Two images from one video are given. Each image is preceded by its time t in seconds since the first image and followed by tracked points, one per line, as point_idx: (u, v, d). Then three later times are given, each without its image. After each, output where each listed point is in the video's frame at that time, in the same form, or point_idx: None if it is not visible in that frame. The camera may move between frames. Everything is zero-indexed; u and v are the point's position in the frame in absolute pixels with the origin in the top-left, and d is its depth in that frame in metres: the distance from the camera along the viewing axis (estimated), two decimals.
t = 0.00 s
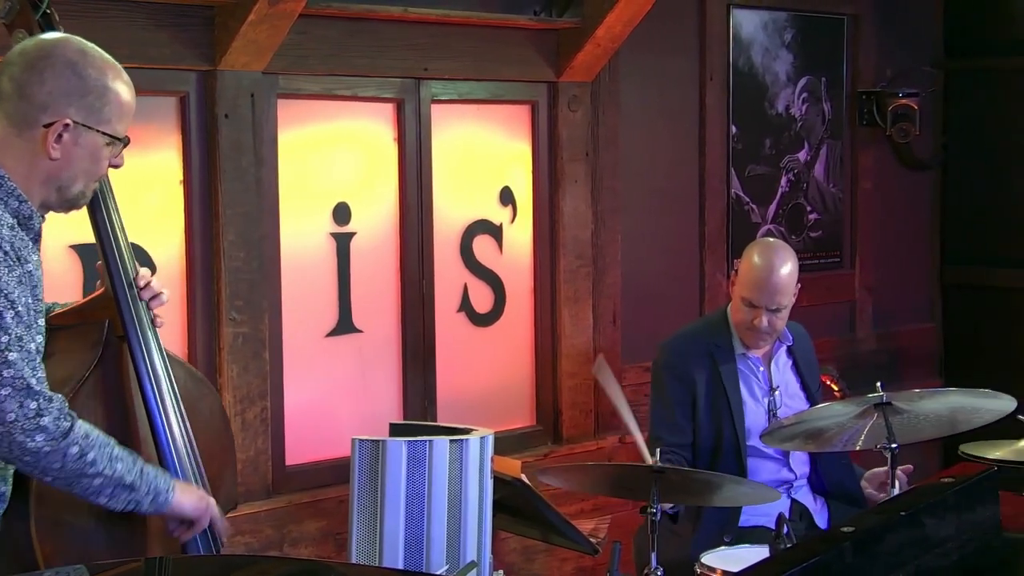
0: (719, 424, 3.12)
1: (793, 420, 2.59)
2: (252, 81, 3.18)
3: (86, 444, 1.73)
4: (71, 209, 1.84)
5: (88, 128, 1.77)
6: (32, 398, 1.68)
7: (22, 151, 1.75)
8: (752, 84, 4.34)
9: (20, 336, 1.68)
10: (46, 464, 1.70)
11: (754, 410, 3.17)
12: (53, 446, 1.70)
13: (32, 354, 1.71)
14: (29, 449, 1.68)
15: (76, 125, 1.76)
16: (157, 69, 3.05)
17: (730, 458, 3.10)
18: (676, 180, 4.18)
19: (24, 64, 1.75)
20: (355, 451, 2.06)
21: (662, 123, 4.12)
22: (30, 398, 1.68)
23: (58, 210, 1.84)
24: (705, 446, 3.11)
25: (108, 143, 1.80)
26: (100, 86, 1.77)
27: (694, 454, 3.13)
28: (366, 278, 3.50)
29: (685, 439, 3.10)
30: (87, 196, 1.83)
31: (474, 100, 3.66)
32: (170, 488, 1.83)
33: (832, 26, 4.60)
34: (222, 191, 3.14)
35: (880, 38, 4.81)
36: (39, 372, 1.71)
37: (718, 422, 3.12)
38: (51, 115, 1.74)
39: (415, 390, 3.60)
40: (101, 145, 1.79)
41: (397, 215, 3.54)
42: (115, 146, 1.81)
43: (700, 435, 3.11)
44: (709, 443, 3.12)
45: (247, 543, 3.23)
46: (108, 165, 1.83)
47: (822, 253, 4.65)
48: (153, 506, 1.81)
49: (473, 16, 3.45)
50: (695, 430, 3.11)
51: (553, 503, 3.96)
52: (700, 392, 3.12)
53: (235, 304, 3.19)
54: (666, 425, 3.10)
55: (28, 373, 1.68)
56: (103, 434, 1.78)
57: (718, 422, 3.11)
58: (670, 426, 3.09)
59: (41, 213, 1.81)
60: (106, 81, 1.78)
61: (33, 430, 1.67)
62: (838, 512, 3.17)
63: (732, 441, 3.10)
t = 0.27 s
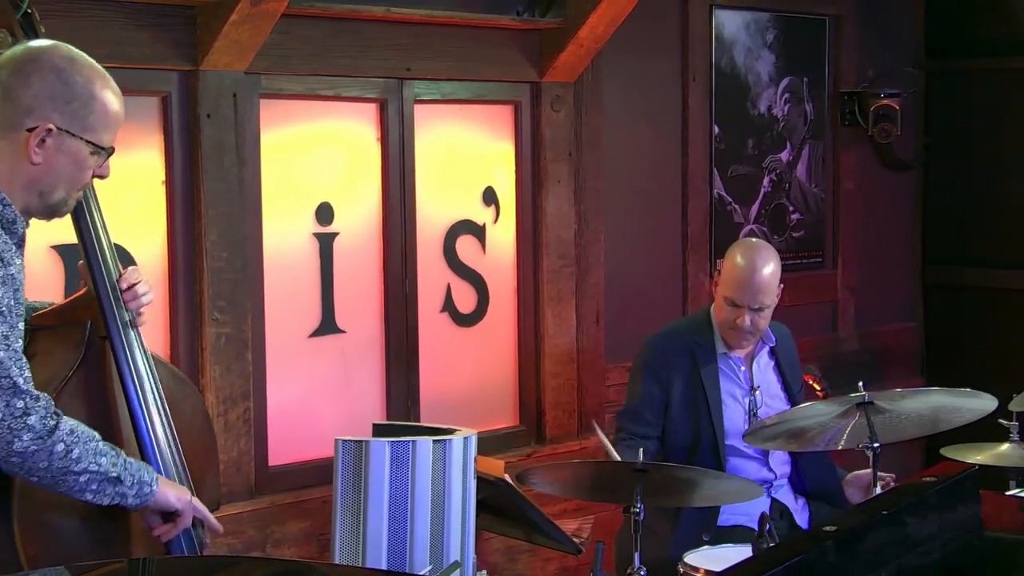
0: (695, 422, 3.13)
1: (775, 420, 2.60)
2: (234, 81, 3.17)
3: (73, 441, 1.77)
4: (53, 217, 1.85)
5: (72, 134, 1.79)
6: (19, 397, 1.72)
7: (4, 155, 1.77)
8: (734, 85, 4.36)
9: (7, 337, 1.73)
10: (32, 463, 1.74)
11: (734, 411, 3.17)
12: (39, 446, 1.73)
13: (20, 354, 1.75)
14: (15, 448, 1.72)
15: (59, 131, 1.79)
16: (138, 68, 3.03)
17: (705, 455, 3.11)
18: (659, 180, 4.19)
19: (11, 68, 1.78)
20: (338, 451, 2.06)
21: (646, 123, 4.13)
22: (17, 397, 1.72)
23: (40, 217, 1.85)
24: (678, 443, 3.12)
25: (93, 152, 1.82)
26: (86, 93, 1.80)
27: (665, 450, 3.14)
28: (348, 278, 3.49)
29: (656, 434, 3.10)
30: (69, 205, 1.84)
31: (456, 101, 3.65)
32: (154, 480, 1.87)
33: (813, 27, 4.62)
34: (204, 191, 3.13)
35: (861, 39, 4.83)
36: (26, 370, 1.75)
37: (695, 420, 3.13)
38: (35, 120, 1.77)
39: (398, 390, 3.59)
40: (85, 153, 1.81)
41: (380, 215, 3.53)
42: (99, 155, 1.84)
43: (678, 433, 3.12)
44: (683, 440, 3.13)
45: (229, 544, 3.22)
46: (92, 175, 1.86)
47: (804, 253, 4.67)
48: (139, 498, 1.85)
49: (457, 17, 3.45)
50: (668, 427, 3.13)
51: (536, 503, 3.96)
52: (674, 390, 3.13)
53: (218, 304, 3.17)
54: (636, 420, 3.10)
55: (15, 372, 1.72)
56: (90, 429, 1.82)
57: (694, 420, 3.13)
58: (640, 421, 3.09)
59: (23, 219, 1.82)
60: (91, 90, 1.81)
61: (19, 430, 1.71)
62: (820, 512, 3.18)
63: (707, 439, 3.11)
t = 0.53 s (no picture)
0: (682, 424, 3.13)
1: (758, 419, 2.60)
2: (216, 81, 3.15)
3: (39, 451, 1.81)
4: (28, 220, 1.84)
5: (49, 136, 1.79)
6: None
7: None
8: (716, 85, 4.37)
9: None
10: None
11: (719, 411, 3.19)
12: (5, 449, 1.78)
13: None
14: None
15: (33, 132, 1.78)
16: (120, 69, 3.02)
17: (692, 458, 3.11)
18: (642, 180, 4.19)
19: None
20: (321, 452, 2.05)
21: (628, 123, 4.13)
22: None
23: (16, 220, 1.84)
24: (666, 445, 3.13)
25: (68, 154, 1.82)
26: (63, 95, 1.80)
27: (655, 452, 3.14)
28: (331, 279, 3.48)
29: (646, 437, 3.12)
30: (46, 207, 1.84)
31: (439, 101, 3.65)
32: (129, 491, 1.88)
33: (795, 27, 4.64)
34: (186, 191, 3.11)
35: (843, 40, 4.84)
36: None
37: (683, 422, 3.13)
38: (9, 120, 1.77)
39: (381, 390, 3.59)
40: (60, 155, 1.81)
41: (364, 216, 3.53)
42: (74, 158, 1.83)
43: (665, 433, 3.12)
44: (671, 442, 3.13)
45: (212, 546, 3.21)
46: (69, 178, 1.85)
47: (786, 253, 4.69)
48: (111, 508, 1.87)
49: (439, 17, 3.45)
50: (657, 429, 3.13)
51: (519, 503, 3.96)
52: (663, 391, 3.13)
53: (200, 305, 3.16)
54: (626, 423, 3.11)
55: None
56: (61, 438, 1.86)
57: (682, 422, 3.13)
58: (631, 424, 3.11)
59: None
60: (68, 92, 1.81)
61: None
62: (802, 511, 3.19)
63: (694, 441, 3.11)
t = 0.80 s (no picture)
0: (665, 425, 3.13)
1: (740, 419, 2.61)
2: (198, 81, 3.14)
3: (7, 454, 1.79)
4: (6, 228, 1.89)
5: (30, 146, 1.83)
6: None
7: None
8: (699, 85, 4.38)
9: None
10: None
11: (702, 411, 3.19)
12: None
13: None
14: None
15: (15, 142, 1.82)
16: (101, 68, 3.00)
17: (676, 458, 3.12)
18: (625, 180, 4.20)
19: None
20: (305, 452, 2.04)
21: (611, 123, 4.14)
22: None
23: None
24: (651, 445, 3.12)
25: (48, 166, 1.86)
26: (48, 107, 1.84)
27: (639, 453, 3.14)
28: (314, 279, 3.47)
29: (631, 438, 3.11)
30: (23, 218, 1.88)
31: (422, 101, 3.64)
32: (96, 492, 1.89)
33: (777, 28, 4.65)
34: (168, 191, 3.10)
35: (825, 40, 4.86)
36: None
37: (666, 422, 3.13)
38: None
39: (365, 391, 3.58)
40: (40, 167, 1.85)
41: (347, 216, 3.52)
42: (55, 170, 1.87)
43: (648, 433, 3.12)
44: (655, 442, 3.13)
45: (195, 547, 3.20)
46: (49, 190, 1.89)
47: (769, 253, 4.70)
48: (80, 511, 1.87)
49: (423, 17, 3.44)
50: (641, 430, 3.12)
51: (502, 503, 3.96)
52: (645, 391, 3.13)
53: (183, 305, 3.15)
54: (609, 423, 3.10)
55: None
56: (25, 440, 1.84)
57: (665, 423, 3.13)
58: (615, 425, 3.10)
59: None
60: (53, 104, 1.85)
61: None
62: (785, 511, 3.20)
63: (678, 441, 3.11)
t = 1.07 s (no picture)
0: (648, 424, 3.15)
1: (723, 418, 2.63)
2: (180, 81, 3.13)
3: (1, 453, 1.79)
4: None
5: (9, 152, 1.82)
6: None
7: None
8: (681, 86, 4.39)
9: None
10: None
11: (684, 411, 3.20)
12: None
13: None
14: None
15: None
16: (82, 68, 2.99)
17: (658, 456, 3.13)
18: (607, 181, 4.20)
19: None
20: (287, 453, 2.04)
21: (593, 123, 4.14)
22: None
23: None
24: (633, 444, 3.14)
25: (27, 174, 1.85)
26: (29, 114, 1.83)
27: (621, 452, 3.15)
28: (296, 279, 3.46)
29: (613, 437, 3.11)
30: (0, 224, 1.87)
31: (405, 101, 3.64)
32: (88, 501, 1.88)
33: (759, 28, 4.67)
34: (150, 191, 3.09)
35: (807, 41, 4.88)
36: None
37: (649, 422, 3.15)
38: None
39: (347, 391, 3.57)
40: (19, 174, 1.84)
41: (329, 215, 3.51)
42: (34, 178, 1.86)
43: (631, 433, 3.13)
44: (637, 441, 3.14)
45: (177, 548, 3.19)
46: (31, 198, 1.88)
47: (751, 253, 4.71)
48: (72, 518, 1.86)
49: (405, 17, 3.44)
50: (623, 429, 3.13)
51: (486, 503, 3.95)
52: (628, 391, 3.14)
53: (165, 306, 3.14)
54: (592, 422, 3.11)
55: None
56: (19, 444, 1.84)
57: (647, 422, 3.14)
58: (598, 424, 3.10)
59: None
60: (35, 111, 1.84)
61: None
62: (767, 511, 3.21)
63: (660, 439, 3.13)
